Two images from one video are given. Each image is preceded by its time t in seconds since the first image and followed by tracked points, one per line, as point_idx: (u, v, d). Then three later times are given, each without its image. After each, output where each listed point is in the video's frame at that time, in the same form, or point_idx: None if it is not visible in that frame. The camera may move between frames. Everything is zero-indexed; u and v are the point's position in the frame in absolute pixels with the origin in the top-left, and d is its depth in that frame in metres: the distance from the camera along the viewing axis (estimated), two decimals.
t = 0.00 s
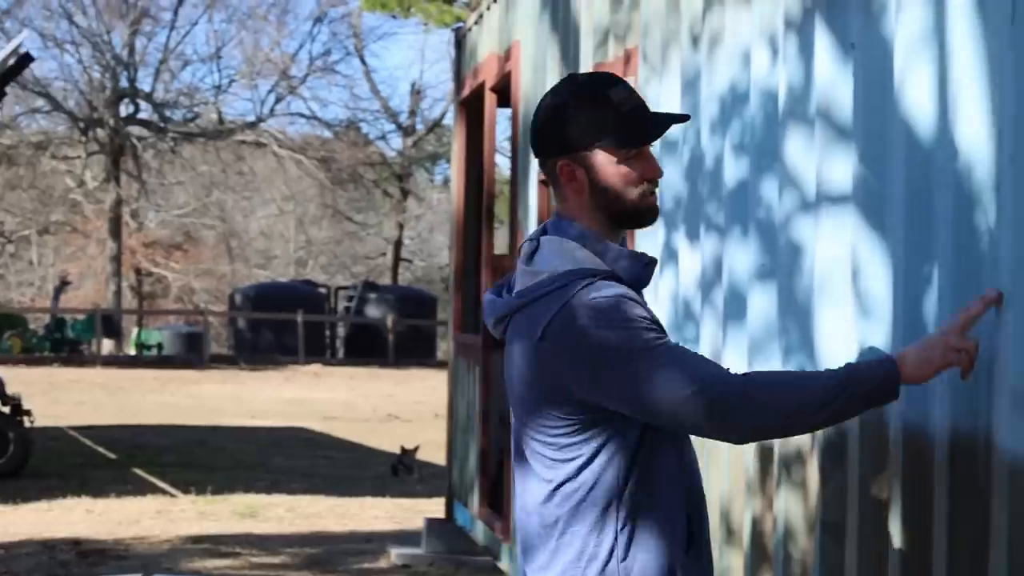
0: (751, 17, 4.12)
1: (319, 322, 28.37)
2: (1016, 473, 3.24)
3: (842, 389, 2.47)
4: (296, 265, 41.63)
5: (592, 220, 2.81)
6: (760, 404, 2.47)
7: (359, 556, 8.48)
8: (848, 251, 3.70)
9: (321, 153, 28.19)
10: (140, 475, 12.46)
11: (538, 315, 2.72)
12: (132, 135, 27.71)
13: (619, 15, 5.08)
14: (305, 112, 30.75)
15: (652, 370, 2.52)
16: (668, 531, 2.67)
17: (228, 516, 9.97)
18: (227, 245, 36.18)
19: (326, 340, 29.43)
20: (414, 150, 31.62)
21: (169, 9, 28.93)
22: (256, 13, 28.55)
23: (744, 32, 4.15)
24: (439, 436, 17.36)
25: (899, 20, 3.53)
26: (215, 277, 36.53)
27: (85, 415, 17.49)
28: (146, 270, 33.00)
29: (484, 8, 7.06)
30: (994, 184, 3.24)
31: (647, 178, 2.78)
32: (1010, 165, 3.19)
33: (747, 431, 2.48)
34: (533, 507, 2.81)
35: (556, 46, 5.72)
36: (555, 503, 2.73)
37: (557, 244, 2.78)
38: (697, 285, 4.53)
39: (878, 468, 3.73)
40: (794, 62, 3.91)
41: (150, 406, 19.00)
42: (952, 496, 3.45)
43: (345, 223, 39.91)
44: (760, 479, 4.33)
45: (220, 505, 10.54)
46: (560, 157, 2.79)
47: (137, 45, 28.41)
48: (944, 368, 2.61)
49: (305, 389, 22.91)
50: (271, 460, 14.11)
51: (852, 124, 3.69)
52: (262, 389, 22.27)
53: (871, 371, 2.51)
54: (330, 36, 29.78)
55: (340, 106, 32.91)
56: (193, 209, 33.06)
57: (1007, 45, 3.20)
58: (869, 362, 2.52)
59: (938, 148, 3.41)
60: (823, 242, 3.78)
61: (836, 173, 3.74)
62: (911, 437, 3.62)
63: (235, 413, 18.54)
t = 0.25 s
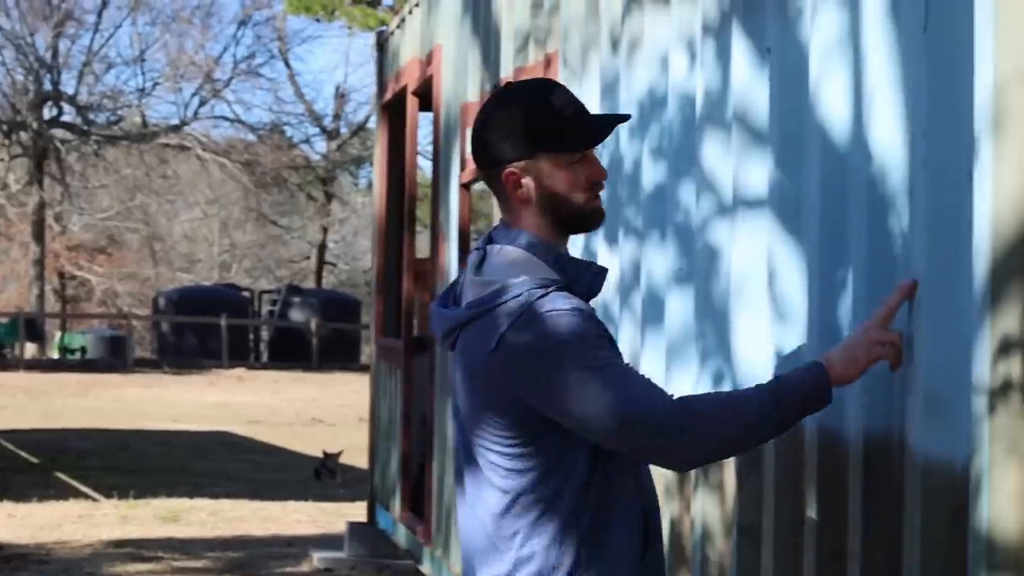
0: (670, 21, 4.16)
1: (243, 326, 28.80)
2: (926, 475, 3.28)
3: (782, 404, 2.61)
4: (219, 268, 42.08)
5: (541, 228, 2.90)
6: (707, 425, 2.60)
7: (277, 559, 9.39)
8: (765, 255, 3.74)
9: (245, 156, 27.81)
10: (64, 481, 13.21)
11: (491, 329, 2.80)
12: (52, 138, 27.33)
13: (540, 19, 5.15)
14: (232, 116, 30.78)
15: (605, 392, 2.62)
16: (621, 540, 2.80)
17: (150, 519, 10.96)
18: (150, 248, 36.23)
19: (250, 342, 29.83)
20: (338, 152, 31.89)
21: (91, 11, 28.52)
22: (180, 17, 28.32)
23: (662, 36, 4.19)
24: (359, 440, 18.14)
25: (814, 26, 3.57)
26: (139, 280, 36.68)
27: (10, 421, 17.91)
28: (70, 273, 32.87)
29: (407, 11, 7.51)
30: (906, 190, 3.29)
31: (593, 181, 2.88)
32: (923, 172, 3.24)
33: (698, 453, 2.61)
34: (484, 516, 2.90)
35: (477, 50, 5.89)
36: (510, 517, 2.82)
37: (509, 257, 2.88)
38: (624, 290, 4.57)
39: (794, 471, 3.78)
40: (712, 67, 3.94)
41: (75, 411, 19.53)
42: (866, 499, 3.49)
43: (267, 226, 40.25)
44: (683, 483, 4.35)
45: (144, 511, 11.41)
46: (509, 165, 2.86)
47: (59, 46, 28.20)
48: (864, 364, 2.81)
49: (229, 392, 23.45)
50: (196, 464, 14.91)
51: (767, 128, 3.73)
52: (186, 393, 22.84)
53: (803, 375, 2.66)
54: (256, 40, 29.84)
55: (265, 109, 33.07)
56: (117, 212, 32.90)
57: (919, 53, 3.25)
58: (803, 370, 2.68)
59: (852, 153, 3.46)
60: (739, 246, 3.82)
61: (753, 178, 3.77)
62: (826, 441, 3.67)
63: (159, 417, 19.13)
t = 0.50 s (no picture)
0: (587, 26, 4.18)
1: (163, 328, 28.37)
2: (841, 476, 3.30)
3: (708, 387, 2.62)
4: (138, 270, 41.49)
5: (478, 230, 2.90)
6: (640, 418, 2.59)
7: (198, 562, 9.73)
8: (683, 260, 3.76)
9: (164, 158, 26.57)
10: None
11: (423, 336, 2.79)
12: None
13: (459, 24, 5.18)
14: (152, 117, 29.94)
15: (537, 392, 2.62)
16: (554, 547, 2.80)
17: (71, 524, 11.21)
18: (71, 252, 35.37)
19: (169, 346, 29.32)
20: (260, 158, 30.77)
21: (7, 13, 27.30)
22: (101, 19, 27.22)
23: (581, 41, 4.21)
24: (279, 444, 18.30)
25: (730, 31, 3.59)
26: (60, 283, 35.96)
27: None
28: None
29: (327, 16, 7.61)
30: (822, 194, 3.32)
31: (529, 179, 2.89)
32: (838, 174, 3.27)
33: (635, 447, 2.60)
34: (418, 523, 2.89)
35: (397, 54, 5.93)
36: (442, 523, 2.82)
37: (446, 257, 2.86)
38: (549, 292, 4.59)
39: (712, 475, 3.79)
40: (629, 71, 3.97)
41: None
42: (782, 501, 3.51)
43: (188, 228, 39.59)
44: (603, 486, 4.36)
45: (62, 515, 11.67)
46: (446, 166, 2.85)
47: None
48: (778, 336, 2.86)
49: (150, 396, 23.35)
50: (115, 467, 15.00)
51: (684, 132, 3.75)
52: (106, 397, 22.72)
53: (725, 353, 2.66)
54: (182, 42, 28.91)
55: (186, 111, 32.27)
56: (37, 217, 31.99)
57: (834, 58, 3.28)
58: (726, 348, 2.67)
59: (768, 157, 3.48)
60: (657, 247, 3.84)
61: (671, 181, 3.79)
62: (742, 443, 3.68)
63: (79, 420, 19.05)
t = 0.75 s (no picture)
0: (533, 32, 4.17)
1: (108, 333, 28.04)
2: (787, 479, 3.31)
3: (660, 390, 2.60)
4: (84, 276, 41.06)
5: (435, 231, 2.89)
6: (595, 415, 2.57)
7: (146, 567, 9.70)
8: (628, 265, 3.76)
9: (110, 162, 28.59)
10: None
11: (382, 338, 2.77)
12: None
13: (405, 28, 5.17)
14: (97, 122, 30.06)
15: (495, 390, 2.60)
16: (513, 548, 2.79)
17: (15, 529, 11.12)
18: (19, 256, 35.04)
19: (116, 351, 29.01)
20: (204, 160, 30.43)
21: None
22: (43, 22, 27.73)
23: (527, 46, 4.21)
24: (224, 449, 18.28)
25: (675, 36, 3.60)
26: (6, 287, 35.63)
27: None
28: None
29: (272, 20, 7.61)
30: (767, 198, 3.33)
31: (487, 178, 2.89)
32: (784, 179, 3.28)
33: (589, 448, 2.59)
34: (374, 524, 2.88)
35: (342, 59, 5.92)
36: (399, 527, 2.82)
37: (404, 259, 2.83)
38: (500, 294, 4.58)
39: (658, 480, 3.79)
40: (575, 77, 3.96)
41: None
42: (727, 506, 3.51)
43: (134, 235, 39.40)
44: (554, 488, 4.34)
45: (6, 520, 11.59)
46: (404, 167, 2.84)
47: None
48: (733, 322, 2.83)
49: (97, 401, 23.21)
50: (59, 471, 14.92)
51: (630, 137, 3.75)
52: (50, 401, 22.58)
53: (672, 351, 2.64)
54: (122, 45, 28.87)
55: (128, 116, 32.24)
56: None
57: (779, 64, 3.29)
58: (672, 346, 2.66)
59: (713, 162, 3.49)
60: (602, 255, 3.85)
61: (617, 186, 3.79)
62: (688, 447, 3.68)
63: (23, 424, 18.92)
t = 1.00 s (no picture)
0: (511, 35, 4.15)
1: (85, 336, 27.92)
2: (766, 481, 3.30)
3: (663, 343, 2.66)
4: (61, 278, 40.87)
5: (419, 229, 2.88)
6: (602, 384, 2.58)
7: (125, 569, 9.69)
8: (607, 266, 3.74)
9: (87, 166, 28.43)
10: None
11: (370, 333, 2.75)
12: None
13: (382, 31, 5.15)
14: (72, 124, 29.94)
15: (484, 373, 2.58)
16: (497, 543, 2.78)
17: None
18: None
19: (92, 354, 28.91)
20: (181, 163, 30.65)
21: None
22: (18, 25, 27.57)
23: (505, 49, 4.19)
24: (202, 451, 18.24)
25: (653, 38, 3.58)
26: None
27: None
28: None
29: (249, 22, 7.58)
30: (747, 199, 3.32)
31: (467, 176, 2.88)
32: (761, 179, 3.26)
33: (590, 417, 2.60)
34: (358, 517, 2.87)
35: (319, 62, 5.90)
36: (384, 530, 2.81)
37: (387, 258, 2.81)
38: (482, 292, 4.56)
39: (636, 482, 3.77)
40: (553, 79, 3.95)
41: None
42: (706, 509, 3.50)
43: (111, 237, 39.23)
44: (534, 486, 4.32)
45: None
46: (386, 166, 2.82)
47: None
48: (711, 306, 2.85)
49: (76, 404, 23.15)
50: (35, 474, 14.86)
51: (608, 140, 3.73)
52: (27, 404, 22.51)
53: (666, 304, 2.73)
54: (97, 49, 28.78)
55: (105, 118, 32.13)
56: None
57: (756, 67, 3.28)
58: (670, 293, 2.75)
59: (691, 165, 3.47)
60: (581, 257, 3.83)
61: (596, 188, 3.77)
62: (666, 450, 3.67)
63: None
